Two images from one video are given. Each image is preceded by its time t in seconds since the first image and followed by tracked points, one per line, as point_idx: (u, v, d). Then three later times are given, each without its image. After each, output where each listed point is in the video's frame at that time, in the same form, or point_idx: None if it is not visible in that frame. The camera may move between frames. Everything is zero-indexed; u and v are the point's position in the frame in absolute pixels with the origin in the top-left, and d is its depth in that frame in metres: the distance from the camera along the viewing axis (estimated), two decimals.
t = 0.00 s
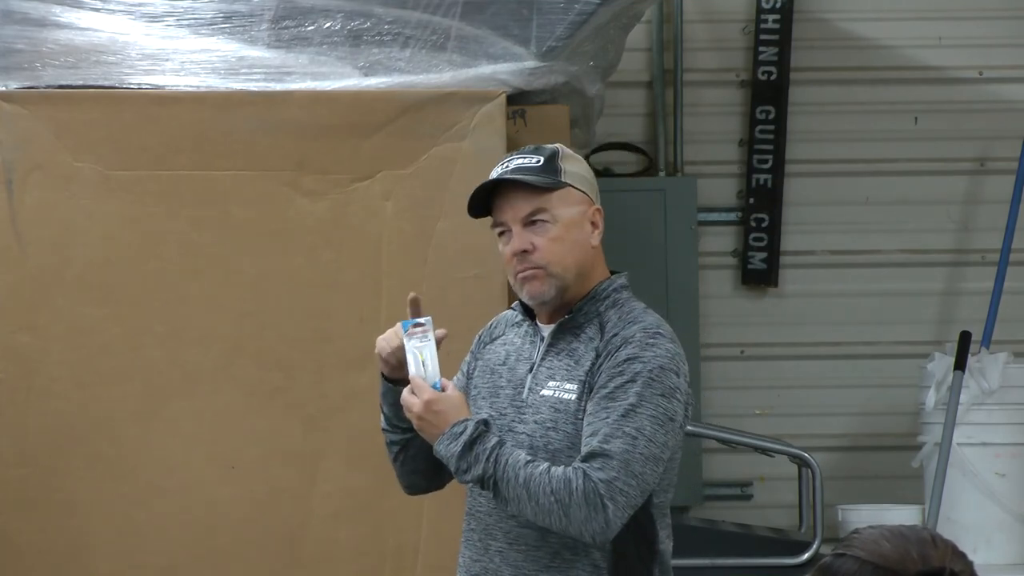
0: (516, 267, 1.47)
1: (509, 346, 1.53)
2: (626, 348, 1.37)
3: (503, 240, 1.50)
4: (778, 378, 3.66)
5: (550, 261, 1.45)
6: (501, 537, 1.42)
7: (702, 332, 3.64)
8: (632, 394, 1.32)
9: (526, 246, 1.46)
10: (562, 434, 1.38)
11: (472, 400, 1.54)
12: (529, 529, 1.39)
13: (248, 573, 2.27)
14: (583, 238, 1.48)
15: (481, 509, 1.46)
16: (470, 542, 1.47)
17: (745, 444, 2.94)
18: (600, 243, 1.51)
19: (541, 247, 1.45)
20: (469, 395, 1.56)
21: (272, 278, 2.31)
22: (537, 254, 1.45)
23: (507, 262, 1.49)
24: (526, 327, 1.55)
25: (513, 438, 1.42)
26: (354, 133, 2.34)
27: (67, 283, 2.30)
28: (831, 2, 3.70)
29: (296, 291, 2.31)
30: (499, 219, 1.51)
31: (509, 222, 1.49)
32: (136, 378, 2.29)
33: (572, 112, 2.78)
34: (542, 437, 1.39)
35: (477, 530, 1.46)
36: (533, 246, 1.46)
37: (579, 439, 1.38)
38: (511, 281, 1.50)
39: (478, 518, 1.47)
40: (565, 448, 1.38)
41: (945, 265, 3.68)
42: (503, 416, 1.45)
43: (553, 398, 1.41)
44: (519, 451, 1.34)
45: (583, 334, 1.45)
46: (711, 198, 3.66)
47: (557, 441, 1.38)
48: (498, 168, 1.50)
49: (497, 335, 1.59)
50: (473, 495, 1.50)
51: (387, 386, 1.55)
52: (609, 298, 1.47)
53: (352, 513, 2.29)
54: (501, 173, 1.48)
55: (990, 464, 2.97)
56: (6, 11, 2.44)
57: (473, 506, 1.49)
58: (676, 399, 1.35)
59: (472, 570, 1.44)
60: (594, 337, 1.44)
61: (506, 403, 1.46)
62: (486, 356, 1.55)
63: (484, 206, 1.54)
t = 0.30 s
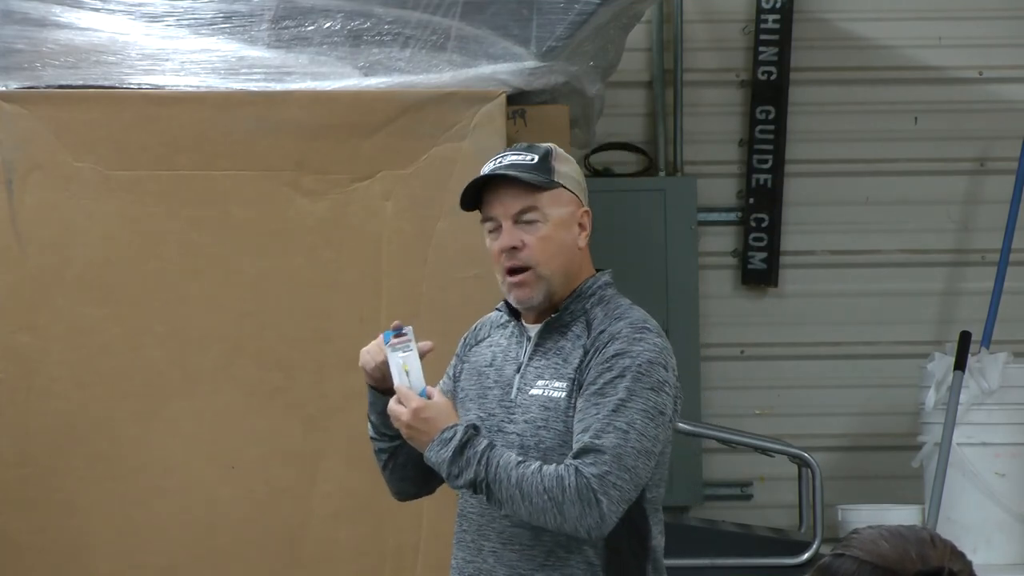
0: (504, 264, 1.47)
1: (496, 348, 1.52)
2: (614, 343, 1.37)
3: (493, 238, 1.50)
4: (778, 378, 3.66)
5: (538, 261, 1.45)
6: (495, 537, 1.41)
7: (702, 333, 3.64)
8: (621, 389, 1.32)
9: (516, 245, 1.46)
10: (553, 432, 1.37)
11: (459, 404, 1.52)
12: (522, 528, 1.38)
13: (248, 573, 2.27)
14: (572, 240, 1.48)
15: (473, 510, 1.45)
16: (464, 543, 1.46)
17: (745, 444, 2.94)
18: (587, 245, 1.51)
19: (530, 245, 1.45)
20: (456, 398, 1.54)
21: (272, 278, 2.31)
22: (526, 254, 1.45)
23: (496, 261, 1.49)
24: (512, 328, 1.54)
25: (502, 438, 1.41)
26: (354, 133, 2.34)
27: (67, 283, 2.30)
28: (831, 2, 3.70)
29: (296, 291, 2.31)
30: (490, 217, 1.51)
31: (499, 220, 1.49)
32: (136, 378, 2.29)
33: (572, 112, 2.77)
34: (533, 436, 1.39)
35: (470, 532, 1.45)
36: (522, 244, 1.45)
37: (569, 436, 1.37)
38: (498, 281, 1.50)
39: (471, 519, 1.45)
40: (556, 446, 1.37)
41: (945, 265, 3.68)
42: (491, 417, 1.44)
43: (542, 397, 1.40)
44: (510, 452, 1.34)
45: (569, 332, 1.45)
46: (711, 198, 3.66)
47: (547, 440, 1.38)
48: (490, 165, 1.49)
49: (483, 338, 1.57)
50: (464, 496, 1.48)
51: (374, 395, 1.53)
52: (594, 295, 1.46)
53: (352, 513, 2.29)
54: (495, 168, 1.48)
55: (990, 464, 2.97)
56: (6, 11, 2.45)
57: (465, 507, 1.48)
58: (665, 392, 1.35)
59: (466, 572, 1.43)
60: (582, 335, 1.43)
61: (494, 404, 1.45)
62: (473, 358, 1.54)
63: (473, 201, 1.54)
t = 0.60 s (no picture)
0: (543, 256, 1.45)
1: (480, 345, 1.48)
2: (623, 342, 1.38)
3: (534, 224, 1.47)
4: (778, 378, 3.66)
5: (580, 263, 1.45)
6: (499, 535, 1.37)
7: (702, 333, 3.64)
8: (635, 387, 1.34)
9: (564, 241, 1.45)
10: (562, 429, 1.36)
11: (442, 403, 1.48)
12: (528, 526, 1.36)
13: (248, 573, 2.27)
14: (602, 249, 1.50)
15: (470, 509, 1.41)
16: (461, 543, 1.40)
17: (745, 444, 2.94)
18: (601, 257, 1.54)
19: (577, 246, 1.45)
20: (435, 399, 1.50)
21: (272, 278, 2.31)
22: (572, 252, 1.45)
23: (533, 248, 1.46)
24: (495, 323, 1.51)
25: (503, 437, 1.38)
26: (354, 133, 2.34)
27: (67, 283, 2.30)
28: (831, 2, 3.70)
29: (296, 291, 2.31)
30: (533, 202, 1.47)
31: (547, 211, 1.47)
32: (136, 378, 2.29)
33: (572, 111, 2.77)
34: (539, 433, 1.37)
35: (470, 530, 1.40)
36: (569, 243, 1.45)
37: (578, 433, 1.37)
38: (525, 267, 1.46)
39: (470, 517, 1.40)
40: (564, 443, 1.36)
41: (945, 265, 3.68)
42: (487, 415, 1.41)
43: (547, 394, 1.38)
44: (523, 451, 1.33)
45: (569, 330, 1.44)
46: (711, 198, 3.66)
47: (555, 437, 1.36)
48: (549, 152, 1.46)
49: (460, 336, 1.53)
50: (458, 495, 1.43)
51: (365, 409, 1.48)
52: (593, 294, 1.47)
53: (352, 513, 2.29)
54: (555, 159, 1.45)
55: (990, 464, 2.97)
56: (6, 11, 2.45)
57: (459, 507, 1.43)
58: (671, 391, 1.39)
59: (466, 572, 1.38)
60: (583, 334, 1.43)
61: (488, 402, 1.42)
62: (452, 357, 1.50)
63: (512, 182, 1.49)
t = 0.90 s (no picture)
0: (551, 261, 1.44)
1: (479, 345, 1.47)
2: (639, 344, 1.40)
3: (539, 230, 1.46)
4: (778, 378, 3.66)
5: (587, 267, 1.45)
6: (513, 536, 1.37)
7: (702, 333, 3.64)
8: (655, 390, 1.37)
9: (572, 246, 1.44)
10: (579, 431, 1.37)
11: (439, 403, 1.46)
12: (544, 526, 1.36)
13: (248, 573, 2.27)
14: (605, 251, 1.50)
15: (480, 510, 1.39)
16: (471, 544, 1.39)
17: (745, 444, 2.94)
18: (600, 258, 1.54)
19: (585, 251, 1.45)
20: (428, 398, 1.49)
21: (272, 278, 2.31)
22: (580, 258, 1.44)
23: (540, 254, 1.45)
24: (493, 322, 1.51)
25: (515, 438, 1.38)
26: (354, 133, 2.34)
27: (67, 283, 2.30)
28: (831, 2, 3.70)
29: (296, 291, 2.31)
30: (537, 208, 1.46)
31: (552, 216, 1.46)
32: (136, 378, 2.29)
33: (572, 112, 2.77)
34: (555, 435, 1.37)
35: (481, 531, 1.38)
36: (577, 248, 1.44)
37: (595, 435, 1.38)
38: (531, 273, 1.45)
39: (480, 519, 1.39)
40: (581, 444, 1.37)
41: (945, 265, 3.68)
42: (495, 417, 1.40)
43: (562, 395, 1.39)
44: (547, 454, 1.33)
45: (577, 332, 1.45)
46: (711, 198, 3.66)
47: (572, 438, 1.37)
48: (552, 157, 1.45)
49: (452, 335, 1.52)
50: (463, 495, 1.42)
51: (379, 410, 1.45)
52: (597, 296, 1.48)
53: (352, 513, 2.28)
54: (562, 165, 1.44)
55: (990, 464, 2.97)
56: (6, 11, 2.45)
57: (465, 507, 1.41)
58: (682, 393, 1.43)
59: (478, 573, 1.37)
60: (593, 336, 1.44)
61: (495, 403, 1.41)
62: (449, 357, 1.48)
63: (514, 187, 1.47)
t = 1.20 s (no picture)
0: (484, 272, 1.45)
1: (477, 346, 1.48)
2: (635, 348, 1.40)
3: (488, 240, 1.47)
4: (778, 378, 3.66)
5: (517, 280, 1.42)
6: (506, 536, 1.37)
7: (702, 333, 3.64)
8: (650, 394, 1.37)
9: (499, 259, 1.43)
10: (573, 434, 1.38)
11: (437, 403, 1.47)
12: (537, 527, 1.37)
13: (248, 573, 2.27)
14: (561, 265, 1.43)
15: (474, 510, 1.40)
16: (464, 542, 1.39)
17: (745, 444, 2.94)
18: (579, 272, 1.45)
19: (512, 264, 1.42)
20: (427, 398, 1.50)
21: (272, 278, 2.31)
22: (506, 271, 1.42)
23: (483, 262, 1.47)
24: (492, 324, 1.50)
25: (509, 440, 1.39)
26: (354, 133, 2.34)
27: (67, 283, 2.30)
28: (831, 2, 3.70)
29: (296, 292, 2.31)
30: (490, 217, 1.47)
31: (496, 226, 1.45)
32: (137, 378, 2.29)
33: (572, 112, 2.78)
34: (549, 437, 1.38)
35: (474, 531, 1.39)
36: (504, 260, 1.42)
37: (589, 437, 1.38)
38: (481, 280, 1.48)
39: (473, 518, 1.40)
40: (575, 447, 1.38)
41: (946, 265, 3.68)
42: (490, 418, 1.41)
43: (556, 398, 1.39)
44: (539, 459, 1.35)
45: (573, 334, 1.44)
46: (711, 198, 3.66)
47: (565, 441, 1.38)
48: (506, 168, 1.45)
49: (451, 335, 1.53)
50: (458, 496, 1.42)
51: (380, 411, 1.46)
52: (594, 297, 1.47)
53: (352, 513, 2.29)
54: (505, 176, 1.44)
55: (990, 464, 2.97)
56: (6, 11, 2.45)
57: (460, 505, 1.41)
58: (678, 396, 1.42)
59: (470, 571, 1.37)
60: (588, 338, 1.44)
61: (491, 404, 1.42)
62: (447, 357, 1.49)
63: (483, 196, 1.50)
